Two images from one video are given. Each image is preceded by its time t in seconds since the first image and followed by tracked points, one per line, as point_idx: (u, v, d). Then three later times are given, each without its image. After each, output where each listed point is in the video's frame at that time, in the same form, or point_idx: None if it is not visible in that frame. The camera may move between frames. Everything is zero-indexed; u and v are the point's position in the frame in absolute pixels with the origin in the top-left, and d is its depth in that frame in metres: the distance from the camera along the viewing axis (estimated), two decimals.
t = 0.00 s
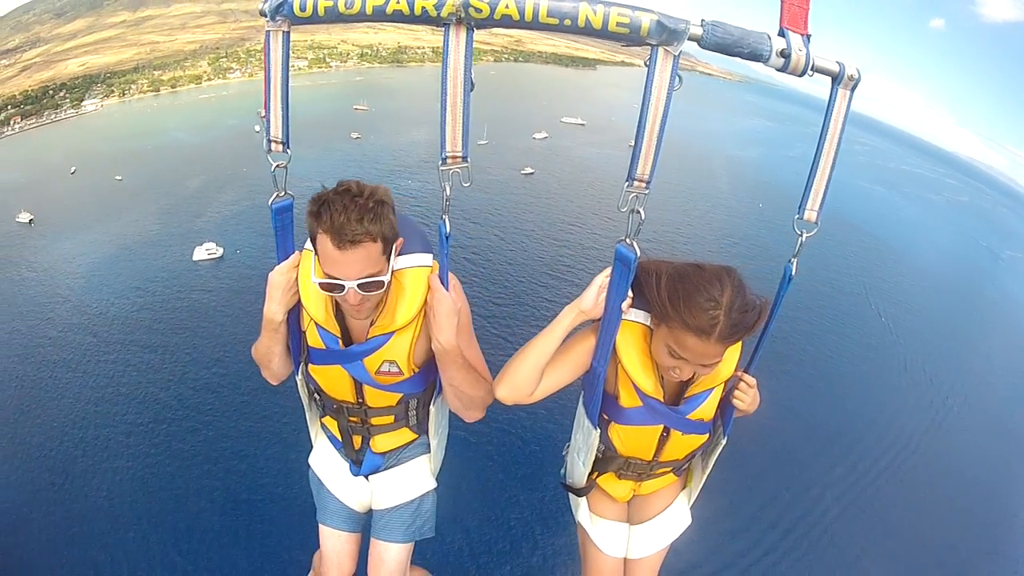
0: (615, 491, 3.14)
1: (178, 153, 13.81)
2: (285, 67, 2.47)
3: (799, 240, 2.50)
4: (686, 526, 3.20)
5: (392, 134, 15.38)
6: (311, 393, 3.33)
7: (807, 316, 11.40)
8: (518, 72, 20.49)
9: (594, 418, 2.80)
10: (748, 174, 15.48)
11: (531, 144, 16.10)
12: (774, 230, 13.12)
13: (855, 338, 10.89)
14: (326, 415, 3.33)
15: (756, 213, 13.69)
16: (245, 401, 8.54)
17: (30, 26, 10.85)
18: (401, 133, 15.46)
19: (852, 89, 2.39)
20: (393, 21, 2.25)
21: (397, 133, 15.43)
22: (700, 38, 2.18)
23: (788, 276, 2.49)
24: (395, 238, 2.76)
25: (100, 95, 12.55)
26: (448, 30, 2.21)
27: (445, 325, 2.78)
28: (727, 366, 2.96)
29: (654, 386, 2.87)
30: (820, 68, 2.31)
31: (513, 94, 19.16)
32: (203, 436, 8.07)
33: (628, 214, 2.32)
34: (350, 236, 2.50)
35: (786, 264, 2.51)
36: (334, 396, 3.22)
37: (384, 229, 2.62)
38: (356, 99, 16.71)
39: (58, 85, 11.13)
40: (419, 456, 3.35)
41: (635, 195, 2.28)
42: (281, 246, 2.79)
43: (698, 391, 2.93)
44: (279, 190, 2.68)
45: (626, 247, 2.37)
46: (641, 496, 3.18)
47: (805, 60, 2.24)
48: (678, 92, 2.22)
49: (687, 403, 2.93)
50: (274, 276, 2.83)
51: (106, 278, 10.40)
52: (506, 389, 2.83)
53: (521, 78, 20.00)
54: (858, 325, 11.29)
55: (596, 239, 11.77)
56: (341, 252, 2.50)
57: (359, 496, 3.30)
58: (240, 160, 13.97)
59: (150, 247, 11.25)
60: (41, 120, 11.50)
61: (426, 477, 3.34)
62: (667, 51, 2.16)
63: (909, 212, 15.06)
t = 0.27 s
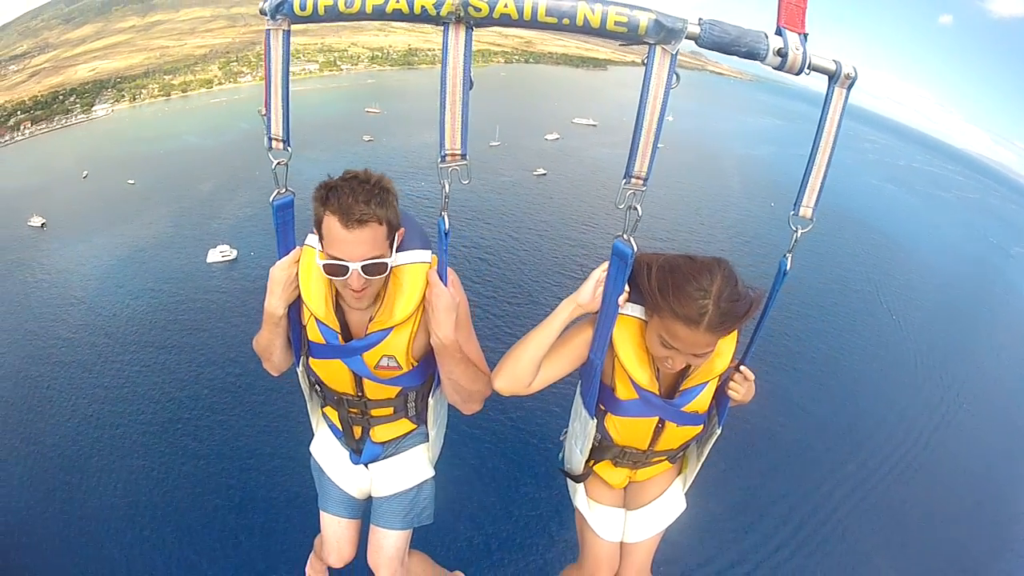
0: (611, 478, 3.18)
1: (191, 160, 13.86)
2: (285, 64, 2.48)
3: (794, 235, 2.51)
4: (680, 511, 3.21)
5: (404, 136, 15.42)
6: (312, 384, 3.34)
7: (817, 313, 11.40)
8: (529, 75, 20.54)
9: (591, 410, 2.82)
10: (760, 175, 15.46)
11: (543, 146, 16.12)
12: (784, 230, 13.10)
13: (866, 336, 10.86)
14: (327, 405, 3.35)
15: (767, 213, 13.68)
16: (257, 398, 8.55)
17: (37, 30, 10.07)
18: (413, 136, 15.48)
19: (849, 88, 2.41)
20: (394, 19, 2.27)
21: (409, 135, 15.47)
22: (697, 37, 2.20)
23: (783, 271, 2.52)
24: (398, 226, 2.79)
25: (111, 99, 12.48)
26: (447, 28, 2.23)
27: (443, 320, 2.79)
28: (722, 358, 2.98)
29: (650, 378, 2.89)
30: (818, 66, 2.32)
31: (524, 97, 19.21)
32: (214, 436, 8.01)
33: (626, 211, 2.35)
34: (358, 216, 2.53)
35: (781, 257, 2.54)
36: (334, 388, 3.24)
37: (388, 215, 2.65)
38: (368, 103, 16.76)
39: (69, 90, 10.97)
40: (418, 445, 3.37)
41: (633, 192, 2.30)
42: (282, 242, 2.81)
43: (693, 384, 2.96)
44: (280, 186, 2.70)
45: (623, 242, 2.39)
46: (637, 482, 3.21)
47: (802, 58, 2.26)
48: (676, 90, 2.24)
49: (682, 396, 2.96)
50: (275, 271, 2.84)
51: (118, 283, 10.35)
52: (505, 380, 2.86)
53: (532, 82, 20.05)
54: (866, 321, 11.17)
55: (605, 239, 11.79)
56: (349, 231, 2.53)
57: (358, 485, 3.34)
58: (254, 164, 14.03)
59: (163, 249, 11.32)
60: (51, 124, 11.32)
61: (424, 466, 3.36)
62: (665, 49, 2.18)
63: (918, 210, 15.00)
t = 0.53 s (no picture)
0: (612, 463, 3.19)
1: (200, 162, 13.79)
2: (287, 62, 2.50)
3: (789, 231, 2.56)
4: (679, 496, 3.26)
5: (415, 136, 15.30)
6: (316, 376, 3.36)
7: (838, 300, 11.11)
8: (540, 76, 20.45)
9: (591, 398, 2.85)
10: (770, 175, 15.41)
11: (554, 146, 16.02)
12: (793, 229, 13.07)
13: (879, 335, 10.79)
14: (331, 399, 3.36)
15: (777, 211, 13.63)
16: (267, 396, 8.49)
17: (45, 36, 8.85)
18: (423, 135, 15.35)
19: (844, 86, 2.44)
20: (395, 18, 2.29)
21: (418, 135, 15.35)
22: (695, 35, 2.22)
23: (778, 263, 2.56)
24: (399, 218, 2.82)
25: (123, 104, 11.30)
26: (448, 27, 2.25)
27: (445, 314, 2.81)
28: (720, 348, 2.99)
29: (649, 368, 2.91)
30: (813, 64, 2.35)
31: (535, 98, 19.10)
32: (234, 431, 7.38)
33: (625, 205, 2.38)
34: (360, 204, 2.56)
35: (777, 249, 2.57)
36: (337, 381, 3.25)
37: (389, 205, 2.67)
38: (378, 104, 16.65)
39: (80, 96, 9.60)
40: (422, 437, 3.39)
41: (631, 186, 2.33)
42: (285, 238, 2.83)
43: (690, 373, 2.97)
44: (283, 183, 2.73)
45: (622, 235, 2.41)
46: (636, 467, 3.23)
47: (798, 57, 2.29)
48: (674, 87, 2.27)
49: (680, 385, 2.97)
50: (279, 266, 2.87)
51: (132, 286, 9.93)
52: (508, 371, 2.87)
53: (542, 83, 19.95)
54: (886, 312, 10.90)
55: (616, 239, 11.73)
56: (351, 219, 2.55)
57: (361, 476, 3.38)
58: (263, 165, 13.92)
59: (179, 252, 10.99)
60: (61, 131, 9.95)
61: (427, 457, 3.39)
62: (663, 48, 2.21)
63: (931, 205, 14.81)
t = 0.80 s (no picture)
0: (612, 468, 3.17)
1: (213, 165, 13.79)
2: (285, 65, 2.50)
3: (790, 232, 2.55)
4: (679, 501, 3.25)
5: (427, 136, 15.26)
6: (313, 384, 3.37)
7: (849, 296, 10.99)
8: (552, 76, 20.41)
9: (591, 402, 2.84)
10: (782, 173, 15.35)
11: (565, 147, 15.99)
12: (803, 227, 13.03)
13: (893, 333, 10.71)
14: (328, 406, 3.37)
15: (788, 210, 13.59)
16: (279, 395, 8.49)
17: (53, 42, 8.47)
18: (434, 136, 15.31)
19: (846, 87, 2.42)
20: (394, 20, 2.29)
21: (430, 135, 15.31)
22: (696, 37, 2.20)
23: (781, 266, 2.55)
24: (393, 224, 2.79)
25: (133, 109, 11.27)
26: (447, 29, 2.24)
27: (444, 319, 2.81)
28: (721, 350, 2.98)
29: (648, 372, 2.90)
30: (815, 66, 2.33)
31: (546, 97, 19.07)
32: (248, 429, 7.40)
33: (625, 208, 2.36)
34: (348, 217, 2.53)
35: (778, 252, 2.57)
36: (334, 389, 3.26)
37: (378, 215, 2.63)
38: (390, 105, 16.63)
39: (88, 102, 9.58)
40: (420, 445, 3.39)
41: (632, 189, 2.32)
42: (281, 241, 2.84)
43: (692, 377, 2.96)
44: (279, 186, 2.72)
45: (623, 238, 2.41)
46: (636, 471, 3.22)
47: (800, 59, 2.27)
48: (674, 89, 2.25)
49: (680, 389, 2.96)
50: (276, 272, 2.87)
51: (146, 290, 9.89)
52: (506, 372, 2.86)
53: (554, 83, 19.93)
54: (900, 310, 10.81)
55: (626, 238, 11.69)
56: (339, 233, 2.54)
57: (358, 485, 3.34)
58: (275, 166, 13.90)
59: (190, 253, 11.03)
60: (69, 136, 9.96)
61: (425, 466, 3.37)
62: (664, 50, 2.19)
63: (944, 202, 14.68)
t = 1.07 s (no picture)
0: (613, 486, 3.31)
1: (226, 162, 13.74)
2: (280, 69, 2.48)
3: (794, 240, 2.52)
4: (682, 519, 3.35)
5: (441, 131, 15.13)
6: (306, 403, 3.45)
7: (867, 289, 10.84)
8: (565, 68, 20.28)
9: (591, 418, 2.92)
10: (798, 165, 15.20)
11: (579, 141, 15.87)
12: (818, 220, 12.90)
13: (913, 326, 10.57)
14: (323, 426, 3.45)
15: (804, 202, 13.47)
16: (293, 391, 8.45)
17: (63, 51, 8.64)
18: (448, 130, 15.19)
19: (850, 90, 2.39)
20: (392, 22, 2.26)
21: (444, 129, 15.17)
22: (699, 39, 2.17)
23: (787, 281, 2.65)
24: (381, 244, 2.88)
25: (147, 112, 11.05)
26: (446, 32, 2.22)
27: (443, 332, 2.83)
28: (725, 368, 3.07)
29: (652, 389, 2.99)
30: (818, 68, 2.30)
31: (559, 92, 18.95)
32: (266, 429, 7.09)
33: (628, 216, 2.31)
34: (325, 254, 2.63)
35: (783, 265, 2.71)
36: (329, 407, 3.34)
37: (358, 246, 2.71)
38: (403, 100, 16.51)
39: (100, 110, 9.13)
40: (416, 466, 3.50)
41: (634, 197, 2.28)
42: (276, 254, 2.92)
43: (696, 394, 3.05)
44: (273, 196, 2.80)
45: (624, 247, 2.42)
46: (639, 491, 3.34)
47: (803, 61, 2.24)
48: (677, 93, 2.22)
49: (685, 405, 3.05)
50: (268, 284, 2.98)
51: (162, 293, 8.90)
52: (501, 384, 2.93)
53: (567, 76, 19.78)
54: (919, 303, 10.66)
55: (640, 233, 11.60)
56: (318, 269, 2.65)
57: (353, 508, 3.43)
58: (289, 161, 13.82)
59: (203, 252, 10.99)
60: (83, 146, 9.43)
61: (422, 487, 3.47)
62: (666, 52, 2.16)
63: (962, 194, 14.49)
